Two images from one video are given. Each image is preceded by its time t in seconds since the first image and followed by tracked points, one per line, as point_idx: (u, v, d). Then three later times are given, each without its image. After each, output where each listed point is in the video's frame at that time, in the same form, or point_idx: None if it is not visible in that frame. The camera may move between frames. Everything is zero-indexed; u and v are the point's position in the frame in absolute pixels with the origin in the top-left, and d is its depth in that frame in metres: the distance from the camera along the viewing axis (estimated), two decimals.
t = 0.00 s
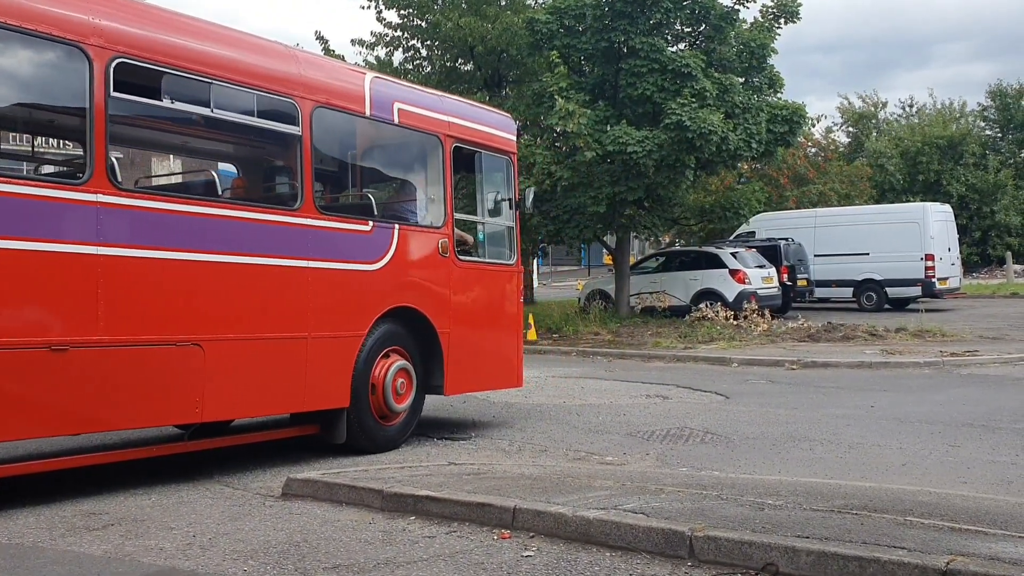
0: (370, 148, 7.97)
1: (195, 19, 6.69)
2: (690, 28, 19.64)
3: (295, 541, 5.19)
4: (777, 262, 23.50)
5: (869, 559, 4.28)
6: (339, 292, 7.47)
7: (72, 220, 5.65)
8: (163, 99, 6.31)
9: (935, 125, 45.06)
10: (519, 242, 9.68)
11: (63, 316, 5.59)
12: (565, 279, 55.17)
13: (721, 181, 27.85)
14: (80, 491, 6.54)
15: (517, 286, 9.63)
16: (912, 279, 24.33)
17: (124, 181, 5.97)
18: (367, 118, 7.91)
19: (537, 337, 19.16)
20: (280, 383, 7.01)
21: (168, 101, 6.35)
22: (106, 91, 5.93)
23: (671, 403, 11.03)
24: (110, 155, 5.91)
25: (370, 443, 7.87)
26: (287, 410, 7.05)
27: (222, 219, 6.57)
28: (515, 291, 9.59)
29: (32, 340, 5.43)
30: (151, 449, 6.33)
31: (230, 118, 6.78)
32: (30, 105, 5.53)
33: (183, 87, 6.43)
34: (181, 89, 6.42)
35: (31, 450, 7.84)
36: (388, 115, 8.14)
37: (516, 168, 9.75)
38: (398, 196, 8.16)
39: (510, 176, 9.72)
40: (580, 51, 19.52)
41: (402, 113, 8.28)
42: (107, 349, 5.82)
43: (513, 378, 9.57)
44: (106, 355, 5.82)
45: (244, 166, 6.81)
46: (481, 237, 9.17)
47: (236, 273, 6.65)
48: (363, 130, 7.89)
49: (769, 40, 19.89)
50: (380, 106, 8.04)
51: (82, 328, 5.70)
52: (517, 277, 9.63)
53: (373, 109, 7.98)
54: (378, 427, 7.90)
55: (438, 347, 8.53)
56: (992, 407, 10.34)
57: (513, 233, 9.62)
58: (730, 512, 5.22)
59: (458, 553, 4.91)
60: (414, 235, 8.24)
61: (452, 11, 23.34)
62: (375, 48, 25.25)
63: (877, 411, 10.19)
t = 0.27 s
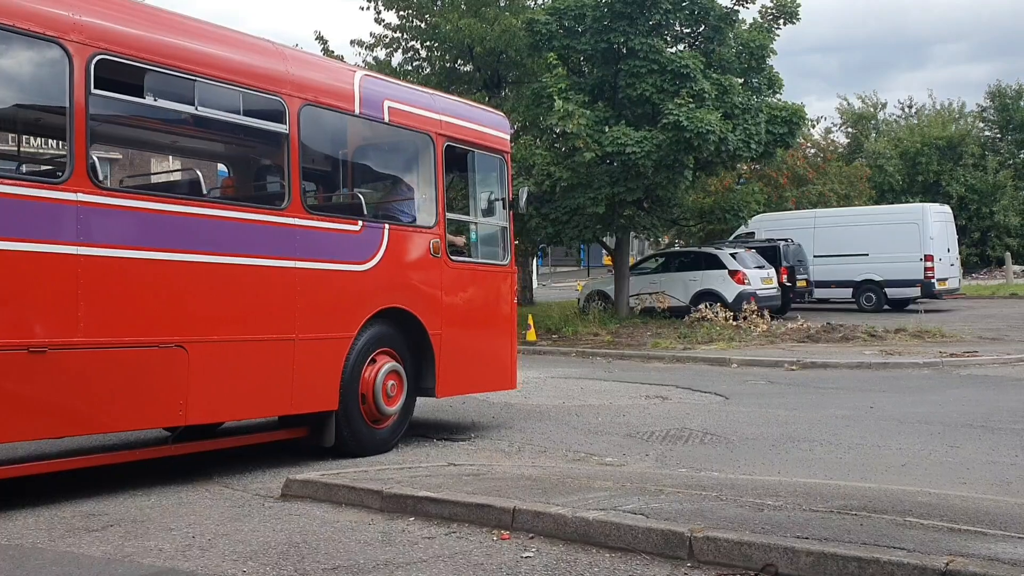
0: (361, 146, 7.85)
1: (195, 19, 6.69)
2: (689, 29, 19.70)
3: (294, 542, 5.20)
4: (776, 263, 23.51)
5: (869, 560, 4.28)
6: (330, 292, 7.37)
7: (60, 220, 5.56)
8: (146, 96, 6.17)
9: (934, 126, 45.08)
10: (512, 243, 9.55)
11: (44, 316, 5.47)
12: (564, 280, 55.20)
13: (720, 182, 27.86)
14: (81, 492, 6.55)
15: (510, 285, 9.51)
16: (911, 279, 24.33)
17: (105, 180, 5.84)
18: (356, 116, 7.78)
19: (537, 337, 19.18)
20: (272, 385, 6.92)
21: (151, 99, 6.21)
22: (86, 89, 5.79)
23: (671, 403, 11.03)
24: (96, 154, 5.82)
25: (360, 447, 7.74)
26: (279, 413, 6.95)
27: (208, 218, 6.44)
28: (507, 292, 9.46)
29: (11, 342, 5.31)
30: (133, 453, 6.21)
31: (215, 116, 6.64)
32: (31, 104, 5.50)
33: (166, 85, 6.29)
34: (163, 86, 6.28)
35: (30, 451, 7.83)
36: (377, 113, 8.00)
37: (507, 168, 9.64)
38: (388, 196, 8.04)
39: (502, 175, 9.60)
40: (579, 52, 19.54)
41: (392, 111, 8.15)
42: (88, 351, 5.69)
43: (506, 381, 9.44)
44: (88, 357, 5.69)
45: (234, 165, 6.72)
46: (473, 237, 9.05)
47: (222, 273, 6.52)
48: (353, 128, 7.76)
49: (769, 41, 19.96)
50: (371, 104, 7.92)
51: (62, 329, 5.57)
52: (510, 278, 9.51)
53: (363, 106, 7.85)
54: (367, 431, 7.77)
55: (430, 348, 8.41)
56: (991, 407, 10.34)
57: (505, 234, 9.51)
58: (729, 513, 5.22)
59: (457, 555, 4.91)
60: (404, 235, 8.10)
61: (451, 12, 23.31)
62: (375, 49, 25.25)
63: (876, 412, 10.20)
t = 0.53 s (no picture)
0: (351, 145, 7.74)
1: (195, 19, 6.70)
2: (689, 30, 19.75)
3: (294, 542, 5.19)
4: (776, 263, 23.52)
5: (869, 561, 4.28)
6: (321, 292, 7.28)
7: (49, 220, 5.51)
8: (128, 94, 6.06)
9: (933, 127, 45.09)
10: (507, 243, 9.43)
11: (26, 317, 5.39)
12: (565, 280, 55.21)
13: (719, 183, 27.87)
14: (81, 492, 6.56)
15: (504, 285, 9.39)
16: (911, 280, 24.33)
17: (86, 177, 5.75)
18: (344, 114, 7.66)
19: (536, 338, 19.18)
20: (262, 387, 6.84)
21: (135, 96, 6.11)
22: (65, 85, 5.69)
23: (671, 404, 11.03)
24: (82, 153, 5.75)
25: (349, 450, 7.63)
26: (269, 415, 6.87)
27: (193, 217, 6.35)
28: (501, 292, 9.35)
29: None
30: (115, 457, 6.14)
31: (199, 113, 6.53)
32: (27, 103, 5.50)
33: (148, 82, 6.18)
34: (145, 83, 6.17)
35: (29, 453, 7.83)
36: (367, 110, 7.88)
37: (502, 167, 9.48)
38: (378, 196, 7.92)
39: (497, 174, 9.44)
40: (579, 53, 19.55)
41: (382, 109, 8.03)
42: (70, 352, 5.59)
43: (500, 382, 9.32)
44: (70, 358, 5.60)
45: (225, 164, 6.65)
46: (467, 236, 8.93)
47: (208, 273, 6.42)
48: (341, 126, 7.64)
49: (768, 41, 19.76)
50: (360, 102, 7.80)
51: (43, 330, 5.47)
52: (505, 278, 9.40)
53: (351, 104, 7.73)
54: (357, 433, 7.67)
55: (421, 350, 8.29)
56: (991, 408, 10.34)
57: (501, 234, 9.39)
58: (729, 514, 5.22)
59: (456, 555, 4.91)
60: (395, 235, 7.99)
61: (452, 13, 23.28)
62: (375, 49, 25.22)
63: (876, 413, 10.20)
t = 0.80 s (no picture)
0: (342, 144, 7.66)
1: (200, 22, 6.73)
2: (688, 30, 19.77)
3: (293, 543, 5.19)
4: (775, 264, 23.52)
5: (869, 562, 4.28)
6: (310, 292, 7.20)
7: (34, 220, 5.44)
8: (109, 90, 5.97)
9: (932, 127, 45.11)
10: (499, 242, 9.34)
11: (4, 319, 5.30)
12: (565, 280, 55.22)
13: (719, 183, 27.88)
14: (81, 494, 6.55)
15: (497, 285, 9.30)
16: (910, 281, 24.34)
17: (66, 176, 5.65)
18: (334, 111, 7.58)
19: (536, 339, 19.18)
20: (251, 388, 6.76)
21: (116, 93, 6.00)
22: (44, 83, 5.58)
23: (670, 405, 11.03)
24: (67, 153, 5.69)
25: (340, 453, 7.53)
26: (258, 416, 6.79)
27: (178, 217, 6.26)
28: (495, 292, 9.25)
29: None
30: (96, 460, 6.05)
31: (183, 110, 6.43)
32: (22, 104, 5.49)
33: (130, 78, 6.08)
34: (128, 79, 6.07)
35: (28, 454, 7.83)
36: (356, 108, 7.79)
37: (494, 166, 9.41)
38: (369, 195, 7.84)
39: (488, 174, 9.37)
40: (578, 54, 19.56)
41: (371, 107, 7.95)
42: (50, 354, 5.50)
43: (494, 383, 9.22)
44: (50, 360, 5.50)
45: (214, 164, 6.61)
46: (459, 235, 8.84)
47: (193, 274, 6.33)
48: (331, 124, 7.56)
49: (767, 42, 19.72)
50: (350, 99, 7.73)
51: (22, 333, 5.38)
52: (498, 278, 9.30)
53: (340, 101, 7.65)
54: (348, 434, 7.57)
55: (412, 351, 8.21)
56: (990, 408, 10.35)
57: (493, 233, 9.30)
58: (728, 514, 5.22)
59: (456, 556, 4.91)
60: (385, 235, 7.90)
61: (452, 13, 23.25)
62: (374, 50, 25.20)
63: (875, 413, 10.20)
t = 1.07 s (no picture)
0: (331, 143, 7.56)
1: (201, 24, 6.76)
2: (687, 32, 19.76)
3: (293, 545, 5.19)
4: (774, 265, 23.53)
5: (868, 563, 4.28)
6: (297, 293, 7.11)
7: (13, 220, 5.35)
8: (91, 87, 5.85)
9: (931, 129, 45.14)
10: (493, 242, 9.24)
11: None
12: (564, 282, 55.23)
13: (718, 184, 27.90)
14: (81, 496, 6.55)
15: (491, 285, 9.22)
16: (909, 282, 24.34)
17: (45, 174, 5.54)
18: (322, 110, 7.48)
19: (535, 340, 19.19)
20: (236, 390, 6.67)
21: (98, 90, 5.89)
22: (22, 83, 5.48)
23: (670, 406, 11.03)
24: (55, 155, 5.61)
25: (329, 456, 7.47)
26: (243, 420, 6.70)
27: (163, 217, 6.16)
28: (488, 292, 9.17)
29: None
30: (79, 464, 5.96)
31: (168, 108, 6.33)
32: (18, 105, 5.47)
33: (111, 74, 5.96)
34: (110, 76, 5.96)
35: (27, 457, 7.83)
36: (345, 107, 7.69)
37: (488, 166, 9.31)
38: (359, 194, 7.75)
39: (482, 173, 9.27)
40: (577, 55, 19.56)
41: (361, 105, 7.85)
42: (29, 357, 5.41)
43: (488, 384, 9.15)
44: (30, 362, 5.41)
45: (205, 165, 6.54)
46: (450, 235, 8.75)
47: (177, 274, 6.24)
48: (319, 122, 7.45)
49: (767, 43, 19.79)
50: (338, 98, 7.61)
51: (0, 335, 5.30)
52: (491, 279, 9.21)
53: (329, 100, 7.54)
54: (338, 437, 7.52)
55: (403, 352, 8.13)
56: (990, 410, 10.35)
57: (486, 233, 9.21)
58: (728, 516, 5.22)
59: (456, 558, 4.91)
60: (375, 235, 7.80)
61: (451, 15, 23.23)
62: (373, 51, 25.19)
63: (875, 415, 10.21)
